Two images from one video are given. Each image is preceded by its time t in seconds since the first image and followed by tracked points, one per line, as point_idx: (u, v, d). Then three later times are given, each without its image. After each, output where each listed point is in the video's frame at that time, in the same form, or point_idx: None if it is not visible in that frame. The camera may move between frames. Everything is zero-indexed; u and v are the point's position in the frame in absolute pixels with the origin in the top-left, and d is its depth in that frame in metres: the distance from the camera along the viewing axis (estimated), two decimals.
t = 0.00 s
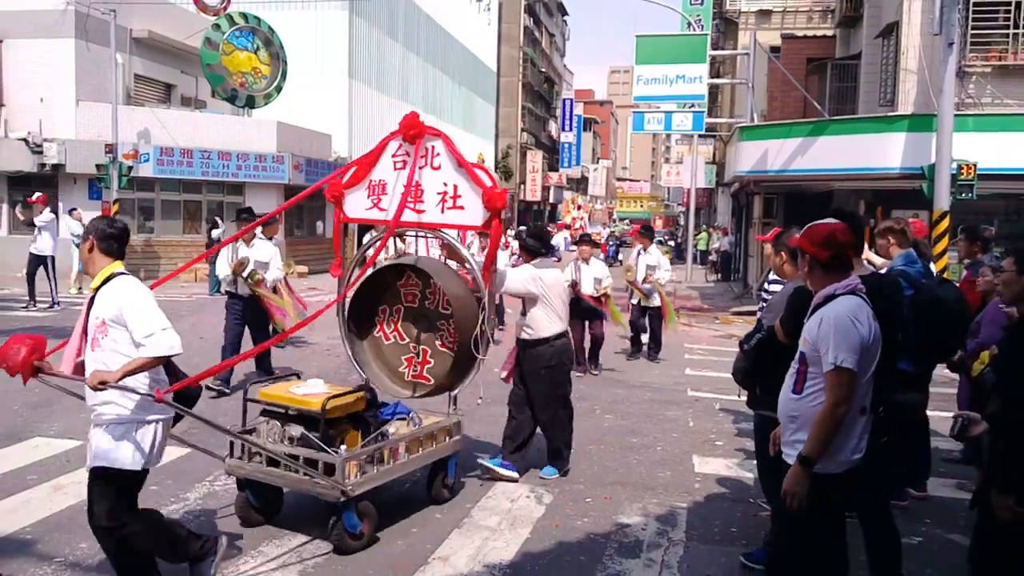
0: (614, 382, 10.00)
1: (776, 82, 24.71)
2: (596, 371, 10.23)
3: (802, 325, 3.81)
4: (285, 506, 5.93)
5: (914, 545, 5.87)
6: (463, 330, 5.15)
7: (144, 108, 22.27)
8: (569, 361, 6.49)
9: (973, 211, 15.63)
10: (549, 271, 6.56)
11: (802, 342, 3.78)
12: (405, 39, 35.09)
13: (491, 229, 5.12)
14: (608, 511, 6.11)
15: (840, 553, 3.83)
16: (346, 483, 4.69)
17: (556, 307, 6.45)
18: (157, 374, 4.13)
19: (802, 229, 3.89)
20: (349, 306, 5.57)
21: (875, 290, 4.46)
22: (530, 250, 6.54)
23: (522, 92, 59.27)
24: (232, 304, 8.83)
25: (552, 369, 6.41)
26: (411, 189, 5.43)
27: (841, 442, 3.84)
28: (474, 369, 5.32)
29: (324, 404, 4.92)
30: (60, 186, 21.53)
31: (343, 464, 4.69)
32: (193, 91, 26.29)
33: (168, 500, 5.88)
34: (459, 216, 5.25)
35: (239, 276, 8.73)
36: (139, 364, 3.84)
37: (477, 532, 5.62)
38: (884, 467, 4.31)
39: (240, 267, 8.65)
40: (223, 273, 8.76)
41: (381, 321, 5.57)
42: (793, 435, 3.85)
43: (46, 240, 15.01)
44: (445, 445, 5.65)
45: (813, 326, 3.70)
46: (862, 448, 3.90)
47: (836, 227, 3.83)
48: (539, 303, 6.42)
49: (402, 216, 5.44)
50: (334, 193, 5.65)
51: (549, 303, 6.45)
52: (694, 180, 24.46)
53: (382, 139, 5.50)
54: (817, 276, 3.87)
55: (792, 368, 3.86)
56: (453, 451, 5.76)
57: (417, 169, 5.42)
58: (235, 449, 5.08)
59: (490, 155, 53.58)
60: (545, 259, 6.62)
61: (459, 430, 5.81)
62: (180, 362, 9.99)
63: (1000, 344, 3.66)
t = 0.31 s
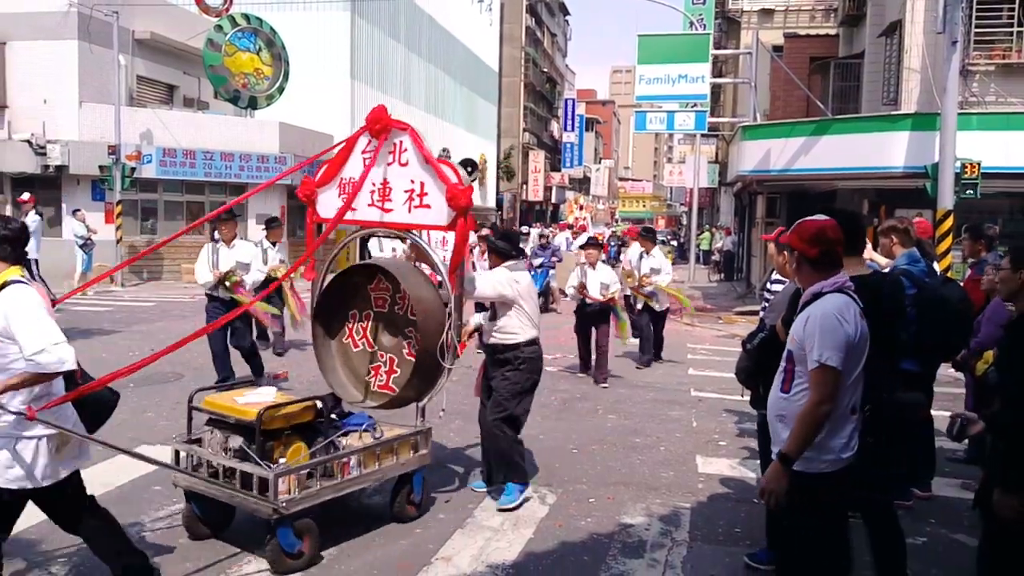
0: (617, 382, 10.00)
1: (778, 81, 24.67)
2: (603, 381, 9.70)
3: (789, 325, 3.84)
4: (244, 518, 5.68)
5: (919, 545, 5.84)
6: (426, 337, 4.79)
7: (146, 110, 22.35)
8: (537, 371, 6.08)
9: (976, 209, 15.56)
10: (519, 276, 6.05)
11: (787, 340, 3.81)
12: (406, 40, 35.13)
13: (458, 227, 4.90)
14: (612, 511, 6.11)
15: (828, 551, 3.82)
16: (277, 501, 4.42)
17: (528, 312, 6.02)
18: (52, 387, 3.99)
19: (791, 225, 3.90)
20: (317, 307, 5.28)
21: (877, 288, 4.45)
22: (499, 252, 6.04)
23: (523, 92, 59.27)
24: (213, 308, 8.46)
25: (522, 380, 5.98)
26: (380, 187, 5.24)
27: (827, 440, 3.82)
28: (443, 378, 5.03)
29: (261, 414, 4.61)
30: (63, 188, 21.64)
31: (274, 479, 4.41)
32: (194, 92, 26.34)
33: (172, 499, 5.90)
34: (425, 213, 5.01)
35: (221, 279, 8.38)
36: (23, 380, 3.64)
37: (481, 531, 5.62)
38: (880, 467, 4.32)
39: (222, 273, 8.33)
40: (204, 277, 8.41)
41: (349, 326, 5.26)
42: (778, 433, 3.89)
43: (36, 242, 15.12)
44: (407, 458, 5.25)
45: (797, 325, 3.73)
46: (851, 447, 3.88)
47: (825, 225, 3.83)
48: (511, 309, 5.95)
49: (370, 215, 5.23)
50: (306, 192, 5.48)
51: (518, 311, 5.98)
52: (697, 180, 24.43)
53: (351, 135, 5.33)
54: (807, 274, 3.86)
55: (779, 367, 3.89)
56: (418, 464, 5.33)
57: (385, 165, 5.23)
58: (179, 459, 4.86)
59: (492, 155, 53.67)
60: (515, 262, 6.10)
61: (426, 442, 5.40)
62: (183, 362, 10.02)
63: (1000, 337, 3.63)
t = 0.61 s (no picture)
0: (627, 381, 9.99)
1: (786, 76, 24.40)
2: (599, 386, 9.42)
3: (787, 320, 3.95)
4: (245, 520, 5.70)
5: (936, 544, 5.77)
6: (380, 344, 4.77)
7: (157, 115, 22.72)
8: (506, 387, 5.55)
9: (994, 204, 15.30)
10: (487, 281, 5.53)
11: (787, 336, 3.91)
12: (412, 41, 35.23)
13: (408, 224, 4.88)
14: (623, 509, 6.10)
15: (833, 551, 3.82)
16: (199, 514, 4.31)
17: (497, 320, 5.54)
18: None
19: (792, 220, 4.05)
20: (286, 310, 5.34)
21: (895, 283, 4.34)
22: (467, 256, 5.53)
23: (529, 91, 59.19)
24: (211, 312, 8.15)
25: (489, 397, 5.46)
26: (340, 186, 5.30)
27: (831, 436, 3.87)
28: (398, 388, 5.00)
29: (188, 422, 4.50)
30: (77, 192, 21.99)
31: (196, 490, 4.31)
32: (204, 97, 26.58)
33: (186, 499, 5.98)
34: (380, 212, 5.03)
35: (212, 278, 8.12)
36: None
37: (493, 529, 5.64)
38: (884, 465, 4.37)
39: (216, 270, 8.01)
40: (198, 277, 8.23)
41: (323, 334, 5.32)
42: (779, 429, 3.97)
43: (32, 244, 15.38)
44: (357, 473, 5.10)
45: (796, 322, 3.83)
46: (853, 442, 3.91)
47: (826, 220, 3.92)
48: (476, 317, 5.48)
49: (332, 216, 5.28)
50: (273, 193, 5.59)
51: (483, 320, 5.49)
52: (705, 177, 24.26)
53: (314, 135, 5.44)
54: (807, 270, 3.98)
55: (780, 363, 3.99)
56: (374, 480, 5.20)
57: (344, 163, 5.29)
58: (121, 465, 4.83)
59: (500, 155, 53.68)
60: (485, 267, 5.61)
61: (383, 457, 5.25)
62: (197, 362, 10.15)
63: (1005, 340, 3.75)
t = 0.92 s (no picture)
0: (644, 378, 9.99)
1: (804, 71, 24.35)
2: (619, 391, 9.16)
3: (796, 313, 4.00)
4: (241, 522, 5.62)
5: (954, 539, 5.74)
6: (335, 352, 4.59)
7: (171, 114, 22.64)
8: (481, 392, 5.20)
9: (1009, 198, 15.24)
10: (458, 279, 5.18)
11: (795, 329, 3.97)
12: (427, 38, 35.16)
13: (358, 221, 4.52)
14: (640, 506, 6.09)
15: (840, 540, 3.89)
16: (122, 531, 4.12)
17: (469, 321, 5.15)
18: None
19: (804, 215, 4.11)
20: (261, 311, 5.29)
21: (910, 279, 4.25)
22: (438, 254, 5.21)
23: (544, 88, 59.12)
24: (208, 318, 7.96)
25: (461, 402, 5.12)
26: (302, 182, 5.03)
27: (836, 429, 3.92)
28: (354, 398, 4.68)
29: (116, 433, 4.33)
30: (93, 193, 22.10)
31: (120, 506, 4.12)
32: (218, 96, 26.55)
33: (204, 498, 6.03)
34: (334, 208, 4.71)
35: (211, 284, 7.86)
36: None
37: (509, 527, 5.63)
38: (892, 460, 4.32)
39: (211, 277, 7.72)
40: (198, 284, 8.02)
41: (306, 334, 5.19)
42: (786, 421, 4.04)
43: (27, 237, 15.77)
44: (310, 487, 4.78)
45: (807, 315, 3.88)
46: (858, 434, 3.96)
47: (837, 214, 4.03)
48: (445, 319, 5.12)
49: (295, 213, 5.04)
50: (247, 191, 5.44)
51: (455, 321, 5.11)
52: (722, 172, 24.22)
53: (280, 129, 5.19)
54: (819, 263, 4.04)
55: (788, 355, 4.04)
56: (331, 495, 4.87)
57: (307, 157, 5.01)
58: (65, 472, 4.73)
59: (516, 152, 53.62)
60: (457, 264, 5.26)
61: (343, 471, 4.94)
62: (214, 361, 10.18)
63: None
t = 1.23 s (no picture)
0: (653, 376, 10.02)
1: (814, 69, 24.37)
2: (635, 396, 8.58)
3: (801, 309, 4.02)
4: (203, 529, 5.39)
5: (963, 539, 5.73)
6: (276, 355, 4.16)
7: (182, 113, 22.65)
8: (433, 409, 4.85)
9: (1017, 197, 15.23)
10: (406, 292, 4.87)
11: (799, 325, 3.98)
12: (437, 36, 35.15)
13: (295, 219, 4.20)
14: (649, 505, 6.10)
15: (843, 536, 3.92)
16: (34, 544, 3.93)
17: (417, 336, 4.82)
18: None
19: (810, 214, 4.10)
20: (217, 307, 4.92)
21: (929, 276, 4.26)
22: (391, 263, 4.92)
23: (554, 86, 59.12)
24: (197, 318, 7.62)
25: (408, 419, 4.75)
26: (252, 178, 4.75)
27: (841, 425, 3.94)
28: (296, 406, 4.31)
29: (34, 441, 4.18)
30: (104, 191, 22.04)
31: (31, 518, 3.93)
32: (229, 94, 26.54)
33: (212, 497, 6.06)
34: (281, 205, 4.39)
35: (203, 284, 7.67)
36: None
37: (517, 526, 5.64)
38: (898, 458, 4.25)
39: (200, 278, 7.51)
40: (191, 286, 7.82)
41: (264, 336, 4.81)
42: (792, 418, 4.07)
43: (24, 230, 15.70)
44: (246, 500, 4.49)
45: (811, 311, 3.88)
46: (865, 430, 3.99)
47: (842, 213, 4.05)
48: (389, 333, 4.82)
49: (247, 210, 4.76)
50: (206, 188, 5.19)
51: (401, 336, 4.79)
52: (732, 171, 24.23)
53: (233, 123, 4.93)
54: (823, 260, 4.05)
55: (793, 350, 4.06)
56: (273, 507, 4.57)
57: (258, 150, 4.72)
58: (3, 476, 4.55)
59: (525, 151, 53.57)
60: (409, 275, 4.95)
61: (287, 483, 4.63)
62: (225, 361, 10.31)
63: None
